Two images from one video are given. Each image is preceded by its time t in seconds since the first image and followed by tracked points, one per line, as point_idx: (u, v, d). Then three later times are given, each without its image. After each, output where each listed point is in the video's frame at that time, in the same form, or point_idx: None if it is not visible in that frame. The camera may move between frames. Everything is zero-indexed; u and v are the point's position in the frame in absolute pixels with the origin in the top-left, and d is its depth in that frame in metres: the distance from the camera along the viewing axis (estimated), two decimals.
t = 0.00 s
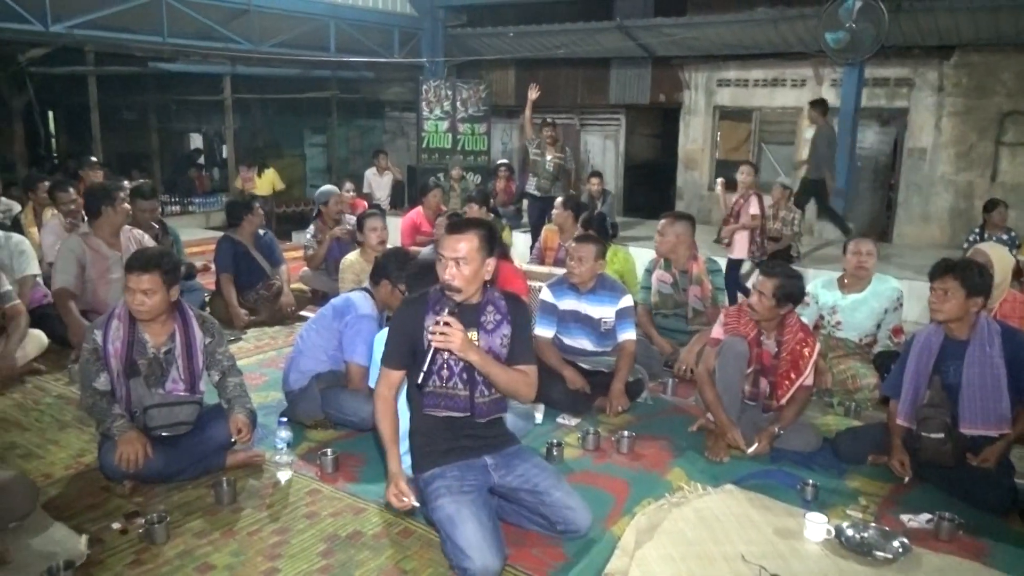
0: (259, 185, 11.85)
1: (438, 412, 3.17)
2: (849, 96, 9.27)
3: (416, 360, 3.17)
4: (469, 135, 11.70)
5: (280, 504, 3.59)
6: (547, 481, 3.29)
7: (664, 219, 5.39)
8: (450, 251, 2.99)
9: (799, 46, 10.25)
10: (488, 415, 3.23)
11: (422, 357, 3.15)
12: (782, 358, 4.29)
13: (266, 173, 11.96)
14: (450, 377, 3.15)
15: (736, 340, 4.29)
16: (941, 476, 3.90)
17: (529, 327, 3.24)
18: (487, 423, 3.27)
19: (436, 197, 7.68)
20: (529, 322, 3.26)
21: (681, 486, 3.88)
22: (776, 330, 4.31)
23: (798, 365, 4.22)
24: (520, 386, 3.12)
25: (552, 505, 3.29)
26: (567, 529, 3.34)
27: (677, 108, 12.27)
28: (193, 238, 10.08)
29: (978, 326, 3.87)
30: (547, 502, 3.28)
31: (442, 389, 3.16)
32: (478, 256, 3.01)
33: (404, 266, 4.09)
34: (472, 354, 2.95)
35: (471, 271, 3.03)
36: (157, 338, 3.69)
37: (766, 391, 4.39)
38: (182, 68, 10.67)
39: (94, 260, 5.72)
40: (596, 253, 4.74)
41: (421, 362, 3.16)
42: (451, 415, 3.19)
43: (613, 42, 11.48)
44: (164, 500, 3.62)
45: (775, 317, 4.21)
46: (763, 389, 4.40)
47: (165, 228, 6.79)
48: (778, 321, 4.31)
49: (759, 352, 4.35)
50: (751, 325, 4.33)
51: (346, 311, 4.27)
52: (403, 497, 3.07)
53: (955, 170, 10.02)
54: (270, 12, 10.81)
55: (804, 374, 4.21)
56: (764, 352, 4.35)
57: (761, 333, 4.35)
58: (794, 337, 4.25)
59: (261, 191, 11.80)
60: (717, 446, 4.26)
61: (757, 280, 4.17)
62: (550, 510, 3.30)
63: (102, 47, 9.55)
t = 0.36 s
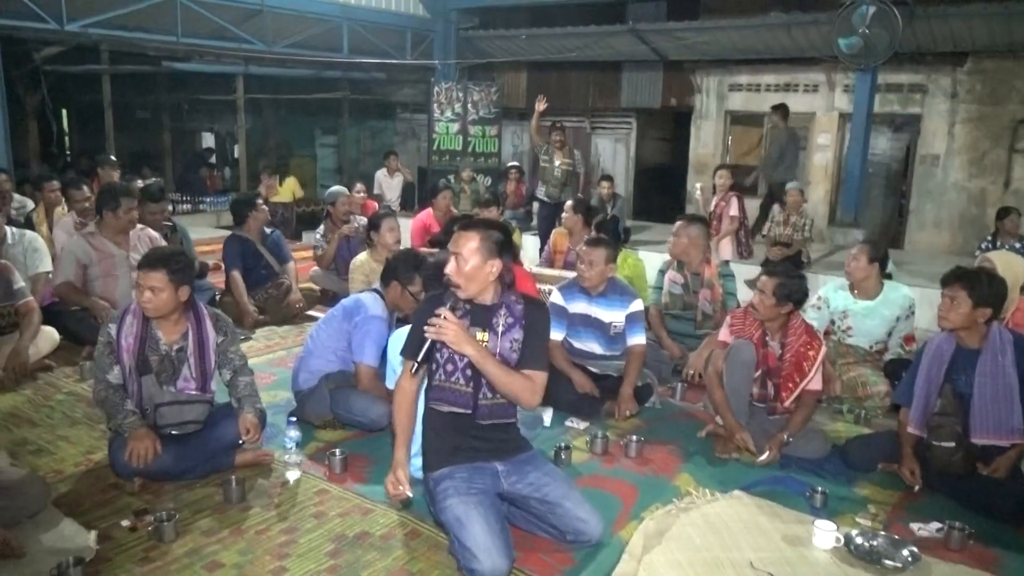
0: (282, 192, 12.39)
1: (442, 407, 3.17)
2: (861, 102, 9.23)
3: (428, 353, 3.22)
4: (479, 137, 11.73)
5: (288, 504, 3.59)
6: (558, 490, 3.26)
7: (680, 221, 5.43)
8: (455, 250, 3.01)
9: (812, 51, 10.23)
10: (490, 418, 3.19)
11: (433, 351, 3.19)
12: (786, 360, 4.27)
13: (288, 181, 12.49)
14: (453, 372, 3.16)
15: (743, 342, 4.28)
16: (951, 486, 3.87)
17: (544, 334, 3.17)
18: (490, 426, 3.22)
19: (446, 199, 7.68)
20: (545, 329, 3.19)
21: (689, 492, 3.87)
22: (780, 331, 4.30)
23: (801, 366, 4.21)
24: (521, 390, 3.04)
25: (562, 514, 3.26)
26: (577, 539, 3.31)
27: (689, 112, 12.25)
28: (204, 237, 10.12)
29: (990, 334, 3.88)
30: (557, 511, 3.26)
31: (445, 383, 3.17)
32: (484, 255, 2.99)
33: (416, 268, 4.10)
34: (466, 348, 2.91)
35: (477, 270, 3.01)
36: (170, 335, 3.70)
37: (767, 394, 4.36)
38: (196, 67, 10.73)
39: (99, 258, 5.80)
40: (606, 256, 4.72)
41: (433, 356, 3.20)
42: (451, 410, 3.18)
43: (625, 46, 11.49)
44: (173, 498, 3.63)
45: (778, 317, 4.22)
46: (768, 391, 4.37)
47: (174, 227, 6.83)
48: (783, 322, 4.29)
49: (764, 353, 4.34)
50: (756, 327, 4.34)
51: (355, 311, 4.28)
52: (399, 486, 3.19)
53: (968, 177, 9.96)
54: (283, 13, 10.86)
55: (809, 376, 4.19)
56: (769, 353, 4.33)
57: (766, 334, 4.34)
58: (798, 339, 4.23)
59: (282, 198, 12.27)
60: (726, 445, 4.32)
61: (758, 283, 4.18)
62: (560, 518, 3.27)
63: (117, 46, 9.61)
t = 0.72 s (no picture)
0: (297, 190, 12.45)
1: (437, 404, 3.16)
2: (872, 108, 9.19)
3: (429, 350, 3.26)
4: (488, 139, 11.79)
5: (294, 504, 3.60)
6: (561, 497, 3.19)
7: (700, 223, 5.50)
8: (451, 247, 3.01)
9: (822, 56, 10.21)
10: (482, 417, 3.13)
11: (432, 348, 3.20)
12: (789, 358, 4.21)
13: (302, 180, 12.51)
14: (448, 369, 3.15)
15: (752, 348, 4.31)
16: (960, 495, 3.86)
17: (541, 335, 3.09)
18: (483, 425, 3.15)
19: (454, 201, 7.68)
20: (542, 330, 3.11)
21: (696, 498, 3.85)
22: (785, 330, 4.25)
23: (805, 364, 4.15)
24: (509, 387, 2.95)
25: (565, 520, 3.20)
26: (582, 544, 3.26)
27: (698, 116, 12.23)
28: (213, 236, 10.14)
29: (1002, 343, 3.83)
30: (560, 516, 3.20)
31: (441, 380, 3.16)
32: (475, 251, 2.98)
33: (427, 270, 4.09)
34: (453, 343, 2.90)
35: (470, 267, 3.00)
36: (180, 333, 3.71)
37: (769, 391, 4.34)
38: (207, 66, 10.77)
39: (106, 254, 5.83)
40: (615, 260, 4.71)
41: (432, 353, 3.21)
42: (444, 406, 3.16)
43: (636, 49, 11.51)
44: (180, 496, 3.64)
45: (781, 312, 4.19)
46: (773, 388, 4.30)
47: (183, 224, 6.86)
48: (786, 320, 4.25)
49: (769, 351, 4.30)
50: (761, 327, 4.35)
51: (363, 312, 4.29)
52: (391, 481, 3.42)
53: (979, 185, 9.92)
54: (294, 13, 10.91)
55: (813, 373, 4.13)
56: (774, 351, 4.29)
57: (772, 332, 4.31)
58: (802, 336, 4.19)
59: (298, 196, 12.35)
60: (737, 448, 4.32)
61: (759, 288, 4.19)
62: (563, 523, 3.22)
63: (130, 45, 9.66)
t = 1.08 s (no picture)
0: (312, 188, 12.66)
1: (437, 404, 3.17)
2: (881, 113, 9.15)
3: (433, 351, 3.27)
4: (495, 141, 11.79)
5: (300, 504, 3.59)
6: (565, 506, 3.16)
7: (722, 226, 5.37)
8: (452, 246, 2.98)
9: (831, 60, 10.20)
10: (479, 421, 3.09)
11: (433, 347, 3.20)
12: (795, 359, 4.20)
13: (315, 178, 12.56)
14: (447, 370, 3.14)
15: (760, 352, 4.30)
16: (968, 502, 3.84)
17: (539, 340, 3.04)
18: (480, 430, 3.11)
19: (461, 202, 7.69)
20: (542, 335, 3.06)
21: (703, 502, 3.84)
22: (792, 330, 4.25)
23: (809, 365, 4.12)
24: (501, 392, 2.91)
25: (568, 530, 3.17)
26: (588, 556, 3.20)
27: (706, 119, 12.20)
28: (220, 235, 10.16)
29: (1013, 347, 3.81)
30: (563, 527, 3.17)
31: (442, 382, 3.16)
32: (473, 251, 2.95)
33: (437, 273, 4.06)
34: (447, 344, 2.87)
35: (470, 268, 2.98)
36: (187, 332, 3.71)
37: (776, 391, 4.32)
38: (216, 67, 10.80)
39: (114, 251, 5.85)
40: (622, 262, 4.70)
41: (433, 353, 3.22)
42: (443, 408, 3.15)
43: (644, 51, 11.51)
44: (186, 495, 3.64)
45: (788, 311, 4.19)
46: (778, 387, 4.31)
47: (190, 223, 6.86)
48: (794, 320, 4.24)
49: (776, 352, 4.29)
50: (768, 327, 4.31)
51: (370, 312, 4.31)
52: (393, 477, 3.35)
53: (988, 190, 9.87)
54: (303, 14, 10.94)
55: (819, 373, 4.10)
56: (780, 352, 4.28)
57: (779, 334, 4.30)
58: (807, 336, 4.16)
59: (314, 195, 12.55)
60: (745, 460, 4.18)
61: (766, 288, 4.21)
62: (567, 534, 3.19)
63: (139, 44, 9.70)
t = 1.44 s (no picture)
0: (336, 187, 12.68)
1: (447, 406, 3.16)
2: (887, 114, 9.11)
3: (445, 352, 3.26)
4: (501, 142, 11.76)
5: (305, 506, 3.59)
6: (572, 509, 3.15)
7: (727, 231, 5.31)
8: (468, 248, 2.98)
9: (838, 61, 10.17)
10: (487, 425, 3.09)
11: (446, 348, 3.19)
12: (806, 364, 4.18)
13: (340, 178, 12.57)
14: (458, 372, 3.13)
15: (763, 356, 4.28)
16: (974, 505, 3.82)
17: (552, 347, 3.04)
18: (489, 433, 3.11)
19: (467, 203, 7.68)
20: (555, 341, 3.06)
21: (709, 504, 3.82)
22: (802, 336, 4.23)
23: (822, 372, 4.11)
24: (514, 398, 2.91)
25: (575, 533, 3.16)
26: (595, 559, 3.20)
27: (712, 121, 12.18)
28: (226, 236, 10.17)
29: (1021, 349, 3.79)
30: (570, 529, 3.16)
31: (452, 384, 3.15)
32: (490, 254, 2.96)
33: (441, 270, 4.09)
34: (463, 350, 2.87)
35: (488, 273, 2.99)
36: (193, 333, 3.70)
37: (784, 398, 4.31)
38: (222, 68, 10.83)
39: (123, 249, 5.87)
40: (628, 263, 4.68)
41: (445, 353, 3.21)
42: (452, 410, 3.14)
43: (650, 53, 11.50)
44: (191, 496, 3.64)
45: (800, 319, 4.17)
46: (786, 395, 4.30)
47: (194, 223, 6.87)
48: (806, 327, 4.22)
49: (784, 357, 4.28)
50: (778, 332, 4.29)
51: (375, 311, 4.30)
52: (406, 478, 3.32)
53: (995, 192, 9.83)
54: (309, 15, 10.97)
55: (830, 382, 4.10)
56: (790, 357, 4.26)
57: (788, 338, 4.28)
58: (819, 343, 4.14)
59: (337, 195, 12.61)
60: (752, 465, 4.13)
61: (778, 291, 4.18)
62: (573, 537, 3.17)
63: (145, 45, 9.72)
